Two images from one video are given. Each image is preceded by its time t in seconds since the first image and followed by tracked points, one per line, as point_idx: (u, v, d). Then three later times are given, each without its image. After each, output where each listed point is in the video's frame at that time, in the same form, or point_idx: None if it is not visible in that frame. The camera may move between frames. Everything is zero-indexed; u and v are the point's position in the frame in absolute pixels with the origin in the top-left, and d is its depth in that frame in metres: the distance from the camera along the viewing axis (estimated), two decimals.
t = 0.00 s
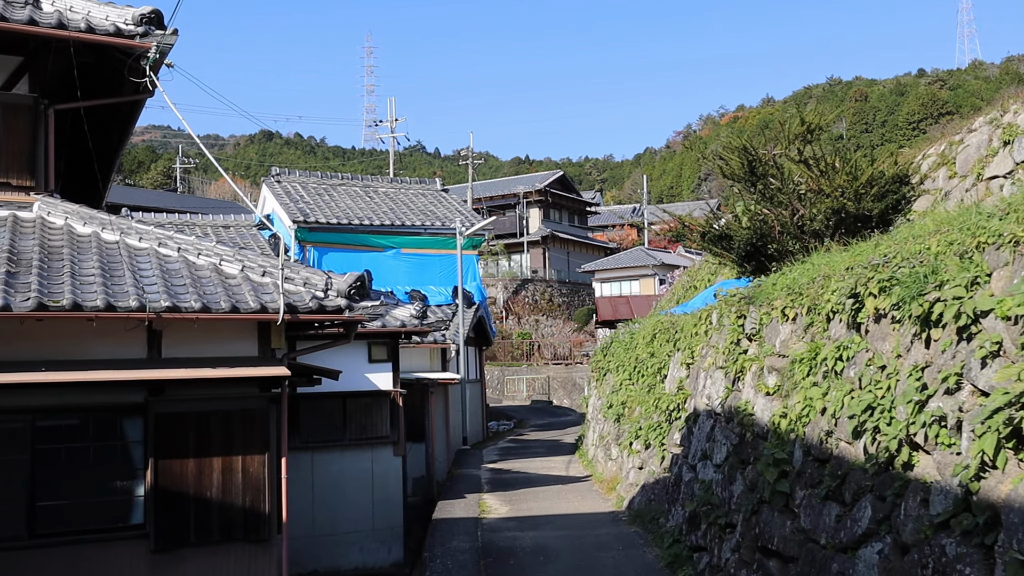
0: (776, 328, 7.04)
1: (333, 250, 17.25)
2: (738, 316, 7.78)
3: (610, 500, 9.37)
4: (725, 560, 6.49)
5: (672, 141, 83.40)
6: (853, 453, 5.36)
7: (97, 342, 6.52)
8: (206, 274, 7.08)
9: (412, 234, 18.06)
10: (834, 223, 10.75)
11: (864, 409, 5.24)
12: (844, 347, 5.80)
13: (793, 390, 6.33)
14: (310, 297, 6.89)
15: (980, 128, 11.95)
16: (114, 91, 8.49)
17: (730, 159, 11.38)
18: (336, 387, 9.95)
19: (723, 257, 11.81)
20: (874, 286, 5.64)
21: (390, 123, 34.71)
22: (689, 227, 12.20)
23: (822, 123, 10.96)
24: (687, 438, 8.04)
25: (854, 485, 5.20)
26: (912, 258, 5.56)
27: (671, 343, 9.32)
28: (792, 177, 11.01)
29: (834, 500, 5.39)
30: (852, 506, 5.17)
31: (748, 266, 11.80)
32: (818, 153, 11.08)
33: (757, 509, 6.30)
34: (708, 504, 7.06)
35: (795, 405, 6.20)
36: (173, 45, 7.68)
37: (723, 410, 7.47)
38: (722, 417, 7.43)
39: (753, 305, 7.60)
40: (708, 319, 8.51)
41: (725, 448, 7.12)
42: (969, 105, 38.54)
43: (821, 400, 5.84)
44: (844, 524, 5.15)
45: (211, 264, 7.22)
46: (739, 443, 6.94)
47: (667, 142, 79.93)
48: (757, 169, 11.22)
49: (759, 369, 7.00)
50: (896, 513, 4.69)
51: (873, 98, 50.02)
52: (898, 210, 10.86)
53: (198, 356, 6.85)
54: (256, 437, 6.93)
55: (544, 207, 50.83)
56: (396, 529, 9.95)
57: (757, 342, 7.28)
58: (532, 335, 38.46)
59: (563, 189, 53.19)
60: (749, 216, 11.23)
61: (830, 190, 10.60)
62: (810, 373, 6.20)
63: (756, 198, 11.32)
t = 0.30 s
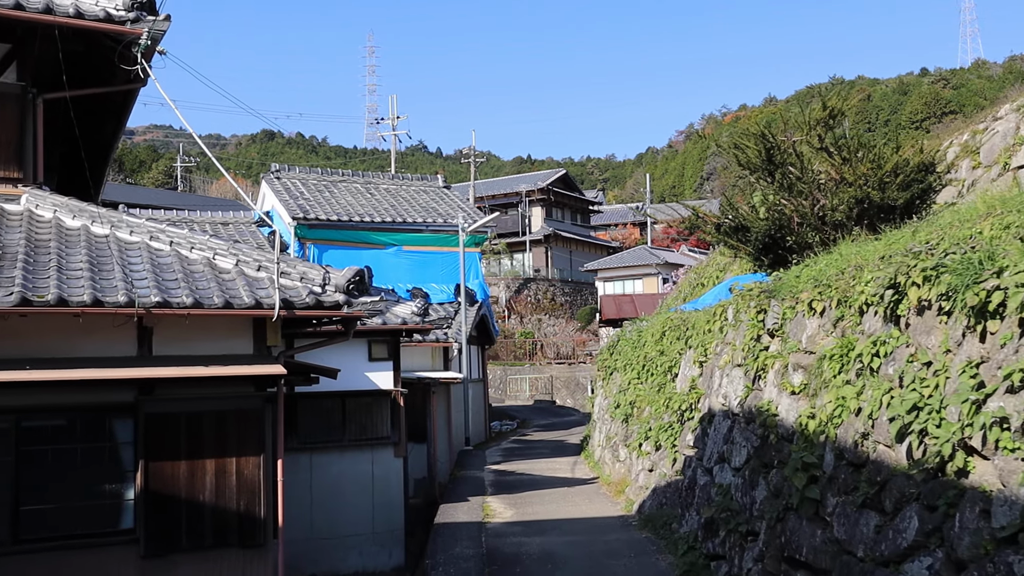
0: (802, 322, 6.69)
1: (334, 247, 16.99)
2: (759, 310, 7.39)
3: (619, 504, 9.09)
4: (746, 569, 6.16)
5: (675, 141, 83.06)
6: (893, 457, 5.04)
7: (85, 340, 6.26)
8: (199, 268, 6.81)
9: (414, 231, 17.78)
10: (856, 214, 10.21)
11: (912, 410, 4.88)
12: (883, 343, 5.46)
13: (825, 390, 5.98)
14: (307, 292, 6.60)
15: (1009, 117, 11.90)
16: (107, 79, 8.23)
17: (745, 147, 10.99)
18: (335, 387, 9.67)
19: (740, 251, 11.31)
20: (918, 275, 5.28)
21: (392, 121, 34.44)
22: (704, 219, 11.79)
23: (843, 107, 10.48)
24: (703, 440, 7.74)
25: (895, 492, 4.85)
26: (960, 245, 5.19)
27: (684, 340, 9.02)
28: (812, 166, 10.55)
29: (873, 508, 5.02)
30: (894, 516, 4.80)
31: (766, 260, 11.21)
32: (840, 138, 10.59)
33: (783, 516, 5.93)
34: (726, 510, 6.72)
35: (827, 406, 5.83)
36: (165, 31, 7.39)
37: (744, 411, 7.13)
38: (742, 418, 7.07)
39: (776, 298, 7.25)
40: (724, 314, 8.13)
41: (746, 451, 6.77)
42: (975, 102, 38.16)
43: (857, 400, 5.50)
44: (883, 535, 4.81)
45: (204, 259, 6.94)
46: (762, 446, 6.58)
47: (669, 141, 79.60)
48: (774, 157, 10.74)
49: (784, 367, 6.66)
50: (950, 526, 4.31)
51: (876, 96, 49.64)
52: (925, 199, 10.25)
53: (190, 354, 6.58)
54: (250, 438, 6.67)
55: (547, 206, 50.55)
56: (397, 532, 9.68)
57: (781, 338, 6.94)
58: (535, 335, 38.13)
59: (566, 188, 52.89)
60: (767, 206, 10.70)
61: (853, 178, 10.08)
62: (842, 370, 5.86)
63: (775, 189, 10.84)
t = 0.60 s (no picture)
0: (828, 321, 6.36)
1: (333, 246, 16.73)
2: (779, 309, 7.07)
3: (627, 510, 8.83)
4: None
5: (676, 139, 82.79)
6: (938, 468, 4.69)
7: (71, 339, 6.01)
8: (190, 265, 6.55)
9: (415, 229, 17.52)
10: (879, 207, 9.77)
11: (961, 417, 4.54)
12: (925, 342, 5.12)
13: (857, 394, 5.66)
14: (302, 291, 6.35)
15: None
16: (97, 70, 7.96)
17: (761, 138, 10.39)
18: (333, 388, 9.42)
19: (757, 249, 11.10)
20: (965, 272, 4.91)
21: (393, 118, 34.18)
22: (719, 214, 11.35)
23: (867, 89, 9.82)
24: (716, 445, 7.44)
25: (941, 505, 4.50)
26: (1016, 235, 4.77)
27: (695, 340, 8.72)
28: (832, 159, 10.08)
29: (915, 524, 4.66)
30: (940, 534, 4.43)
31: (783, 256, 11.05)
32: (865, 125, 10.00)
33: (809, 529, 5.61)
34: (746, 521, 6.40)
35: (861, 412, 5.51)
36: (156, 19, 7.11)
37: (762, 416, 6.81)
38: (762, 424, 6.74)
39: (800, 296, 6.88)
40: (740, 312, 7.87)
41: (767, 458, 6.45)
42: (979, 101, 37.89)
43: (894, 405, 5.18)
44: (929, 553, 4.42)
45: (196, 255, 6.68)
46: (784, 453, 6.25)
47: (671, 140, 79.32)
48: (792, 148, 10.19)
49: (810, 370, 6.34)
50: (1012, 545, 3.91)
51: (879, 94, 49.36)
52: (948, 191, 9.74)
53: (181, 355, 6.33)
54: (243, 442, 6.41)
55: (548, 205, 50.26)
56: (397, 537, 9.43)
57: (805, 338, 6.61)
58: (537, 334, 37.89)
59: (567, 187, 52.62)
60: (786, 200, 10.33)
61: (875, 171, 9.65)
62: (876, 373, 5.54)
63: (792, 181, 10.40)
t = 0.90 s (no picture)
0: (849, 313, 5.66)
1: (330, 243, 16.48)
2: (793, 303, 6.37)
3: (632, 513, 8.53)
4: None
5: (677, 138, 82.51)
6: (979, 474, 4.03)
7: (51, 336, 5.76)
8: (177, 259, 6.29)
9: (412, 226, 17.26)
10: (898, 196, 8.55)
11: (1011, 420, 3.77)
12: (962, 334, 4.40)
13: (885, 391, 4.94)
14: (292, 285, 6.09)
15: None
16: (85, 58, 7.70)
17: (769, 122, 9.13)
18: (328, 388, 9.16)
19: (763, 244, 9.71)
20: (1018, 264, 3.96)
21: (392, 116, 33.95)
22: (726, 202, 9.84)
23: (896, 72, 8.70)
24: (725, 447, 6.85)
25: (984, 514, 3.87)
26: None
27: (701, 337, 8.37)
28: (849, 145, 8.81)
29: (953, 535, 4.04)
30: (984, 547, 3.82)
31: (795, 249, 9.53)
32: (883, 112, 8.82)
33: (830, 538, 4.96)
34: (760, 527, 5.77)
35: (889, 411, 4.79)
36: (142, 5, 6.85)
37: (776, 417, 6.14)
38: (776, 425, 6.08)
39: (820, 286, 6.19)
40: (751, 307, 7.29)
41: (782, 462, 5.81)
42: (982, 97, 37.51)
43: (927, 403, 4.48)
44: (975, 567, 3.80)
45: (183, 249, 6.42)
46: (802, 455, 5.57)
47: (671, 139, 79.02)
48: (806, 131, 8.89)
49: (829, 366, 5.63)
50: None
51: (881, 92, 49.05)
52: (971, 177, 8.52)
53: (166, 352, 6.08)
54: (231, 444, 6.16)
55: (549, 204, 49.95)
56: (393, 541, 9.16)
57: (823, 333, 5.93)
58: (537, 333, 37.62)
59: (568, 186, 52.35)
60: (796, 189, 9.11)
61: (894, 156, 8.40)
62: (906, 369, 4.79)
63: (805, 170, 9.18)
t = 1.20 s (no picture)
0: (879, 308, 5.21)
1: (328, 241, 16.22)
2: (815, 298, 5.94)
3: (638, 519, 8.24)
4: None
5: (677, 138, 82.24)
6: None
7: (30, 335, 5.50)
8: (163, 254, 6.03)
9: (411, 224, 17.00)
10: (921, 185, 8.15)
11: None
12: (1014, 331, 3.94)
13: (924, 394, 4.51)
14: (283, 281, 5.81)
15: None
16: (70, 47, 7.43)
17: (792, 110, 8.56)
18: (323, 388, 8.90)
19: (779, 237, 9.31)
20: None
21: (391, 115, 33.76)
22: (740, 192, 9.23)
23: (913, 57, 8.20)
24: (739, 451, 6.46)
25: None
26: None
27: (710, 336, 8.07)
28: (870, 132, 8.37)
29: (1008, 555, 3.64)
30: None
31: (811, 242, 9.23)
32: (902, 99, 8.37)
33: (860, 554, 4.56)
34: (781, 540, 5.37)
35: (929, 415, 4.38)
36: None
37: (796, 421, 5.72)
38: (796, 429, 5.66)
39: (841, 280, 5.75)
40: (764, 303, 6.83)
41: (803, 469, 5.39)
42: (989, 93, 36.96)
43: (973, 408, 4.04)
44: None
45: (169, 244, 6.15)
46: (828, 461, 5.17)
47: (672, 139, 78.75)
48: (824, 122, 8.41)
49: (858, 366, 5.19)
50: None
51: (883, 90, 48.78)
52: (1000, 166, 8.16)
53: (151, 352, 5.81)
54: (220, 447, 5.89)
55: (549, 204, 49.71)
56: (391, 547, 8.87)
57: (846, 330, 5.51)
58: (538, 333, 37.40)
59: (568, 186, 52.09)
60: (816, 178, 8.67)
61: (918, 144, 7.94)
62: (944, 367, 4.38)
63: (824, 159, 8.68)
